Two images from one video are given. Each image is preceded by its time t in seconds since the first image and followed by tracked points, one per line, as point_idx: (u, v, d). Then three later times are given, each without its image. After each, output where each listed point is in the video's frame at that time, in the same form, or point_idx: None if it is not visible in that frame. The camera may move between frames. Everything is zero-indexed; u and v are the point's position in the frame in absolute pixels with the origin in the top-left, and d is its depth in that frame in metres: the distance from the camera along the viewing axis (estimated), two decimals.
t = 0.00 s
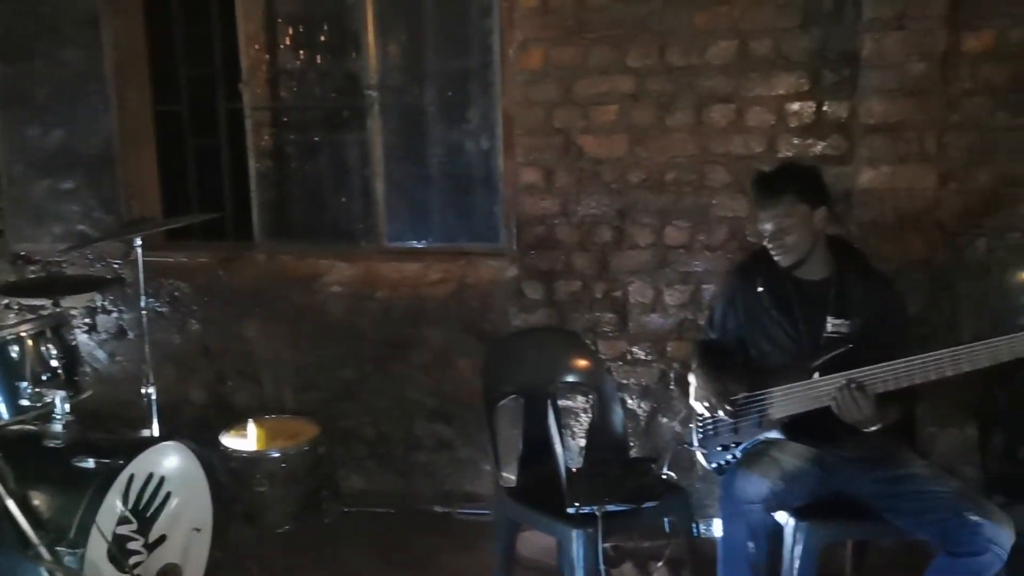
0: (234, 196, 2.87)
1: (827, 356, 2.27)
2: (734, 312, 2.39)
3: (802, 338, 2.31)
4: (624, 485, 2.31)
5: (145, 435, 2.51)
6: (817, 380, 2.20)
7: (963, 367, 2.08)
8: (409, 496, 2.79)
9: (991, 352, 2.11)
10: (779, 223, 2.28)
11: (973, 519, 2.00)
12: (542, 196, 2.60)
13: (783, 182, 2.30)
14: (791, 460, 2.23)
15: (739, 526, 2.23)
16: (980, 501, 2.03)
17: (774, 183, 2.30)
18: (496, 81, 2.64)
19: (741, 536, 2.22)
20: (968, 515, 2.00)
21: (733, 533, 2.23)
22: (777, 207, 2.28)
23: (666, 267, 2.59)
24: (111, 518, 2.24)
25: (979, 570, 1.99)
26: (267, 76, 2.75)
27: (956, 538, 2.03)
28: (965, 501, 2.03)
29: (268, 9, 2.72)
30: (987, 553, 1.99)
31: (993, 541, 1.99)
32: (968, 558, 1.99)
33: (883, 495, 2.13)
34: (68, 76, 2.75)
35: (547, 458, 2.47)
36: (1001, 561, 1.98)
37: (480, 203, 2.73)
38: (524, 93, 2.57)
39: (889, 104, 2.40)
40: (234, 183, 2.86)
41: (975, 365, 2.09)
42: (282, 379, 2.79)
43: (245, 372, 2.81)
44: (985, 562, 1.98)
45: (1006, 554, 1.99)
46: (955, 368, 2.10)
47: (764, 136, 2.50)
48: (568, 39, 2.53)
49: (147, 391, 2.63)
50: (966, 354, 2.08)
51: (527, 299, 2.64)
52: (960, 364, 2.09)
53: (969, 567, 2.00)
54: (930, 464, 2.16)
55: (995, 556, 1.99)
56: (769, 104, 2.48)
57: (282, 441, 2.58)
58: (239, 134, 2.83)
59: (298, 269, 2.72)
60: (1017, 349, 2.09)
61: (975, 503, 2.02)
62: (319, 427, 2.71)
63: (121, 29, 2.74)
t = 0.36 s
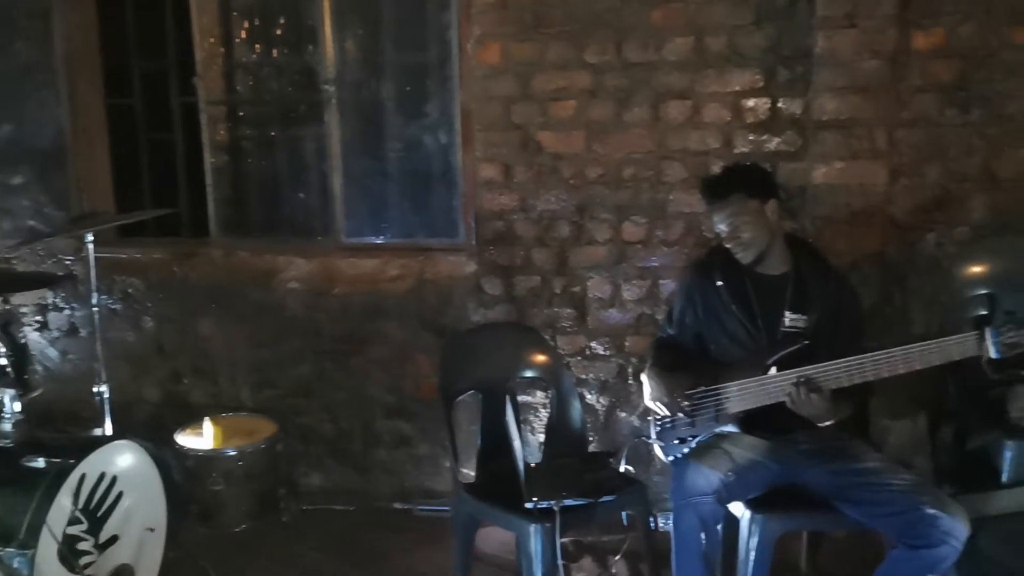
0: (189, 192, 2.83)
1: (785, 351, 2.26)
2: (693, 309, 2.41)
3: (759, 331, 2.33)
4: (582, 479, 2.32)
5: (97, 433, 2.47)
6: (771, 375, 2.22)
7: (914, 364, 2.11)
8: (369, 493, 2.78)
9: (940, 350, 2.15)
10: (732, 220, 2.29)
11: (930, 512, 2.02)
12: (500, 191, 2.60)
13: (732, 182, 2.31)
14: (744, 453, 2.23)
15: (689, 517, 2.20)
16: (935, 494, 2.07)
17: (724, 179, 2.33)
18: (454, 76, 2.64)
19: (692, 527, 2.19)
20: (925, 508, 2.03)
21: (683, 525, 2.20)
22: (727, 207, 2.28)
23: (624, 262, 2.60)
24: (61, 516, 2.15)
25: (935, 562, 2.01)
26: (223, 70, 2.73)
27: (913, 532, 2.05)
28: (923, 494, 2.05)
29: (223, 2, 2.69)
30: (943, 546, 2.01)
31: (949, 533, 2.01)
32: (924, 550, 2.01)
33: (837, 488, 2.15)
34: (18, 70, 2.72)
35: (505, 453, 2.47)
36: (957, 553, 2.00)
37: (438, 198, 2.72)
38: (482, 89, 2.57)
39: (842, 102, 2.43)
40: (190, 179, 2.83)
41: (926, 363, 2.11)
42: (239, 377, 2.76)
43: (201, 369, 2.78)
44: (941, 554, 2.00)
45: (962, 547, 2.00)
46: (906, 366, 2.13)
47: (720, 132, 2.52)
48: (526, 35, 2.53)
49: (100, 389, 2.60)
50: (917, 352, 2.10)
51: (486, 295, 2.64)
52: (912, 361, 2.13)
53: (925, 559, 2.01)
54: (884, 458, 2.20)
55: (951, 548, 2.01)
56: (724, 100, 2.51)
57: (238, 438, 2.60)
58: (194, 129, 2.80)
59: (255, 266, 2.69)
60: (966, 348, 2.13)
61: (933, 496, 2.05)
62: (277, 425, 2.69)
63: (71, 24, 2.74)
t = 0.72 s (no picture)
0: (147, 192, 2.80)
1: (745, 345, 2.31)
2: (653, 307, 2.42)
3: (717, 330, 2.35)
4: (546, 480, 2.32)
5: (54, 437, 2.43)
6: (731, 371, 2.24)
7: (867, 352, 2.12)
8: (332, 495, 2.76)
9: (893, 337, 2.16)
10: (696, 211, 2.32)
11: (877, 502, 2.06)
12: (464, 192, 2.60)
13: (696, 176, 2.36)
14: (711, 450, 2.23)
15: (660, 515, 2.21)
16: (883, 486, 2.11)
17: (684, 178, 2.38)
18: (417, 76, 2.64)
19: (662, 526, 2.20)
20: (871, 499, 2.07)
21: (653, 523, 2.21)
22: (691, 198, 2.32)
23: (587, 263, 2.61)
24: (18, 522, 2.15)
25: (882, 552, 2.06)
26: (182, 68, 2.70)
27: (859, 522, 2.09)
28: (869, 485, 2.10)
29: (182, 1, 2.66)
30: (890, 535, 2.06)
31: (894, 523, 2.05)
32: (871, 539, 2.06)
33: (794, 482, 2.18)
34: None
35: (469, 454, 2.47)
36: (903, 542, 2.05)
37: (401, 199, 2.72)
38: (445, 89, 2.57)
39: (802, 104, 2.46)
40: (149, 180, 2.79)
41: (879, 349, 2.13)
42: (200, 379, 2.74)
43: (161, 372, 2.75)
44: (889, 544, 2.05)
45: (908, 536, 2.06)
46: (861, 354, 2.15)
47: (682, 133, 2.54)
48: (489, 35, 2.53)
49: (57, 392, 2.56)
50: (869, 340, 2.12)
51: (450, 296, 2.64)
52: (868, 349, 2.13)
53: (873, 549, 2.06)
54: (837, 450, 2.23)
55: (897, 537, 2.06)
56: (686, 101, 2.53)
57: (199, 441, 2.55)
58: (153, 128, 2.76)
59: (216, 267, 2.67)
60: (918, 333, 2.14)
61: (877, 486, 2.09)
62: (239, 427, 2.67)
63: (26, 22, 2.68)
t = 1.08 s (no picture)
0: (111, 186, 2.78)
1: (712, 343, 2.30)
2: (622, 301, 2.42)
3: (686, 324, 2.35)
4: (515, 473, 2.33)
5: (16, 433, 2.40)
6: (700, 368, 2.26)
7: (836, 356, 2.17)
8: (302, 490, 2.75)
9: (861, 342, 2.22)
10: (667, 213, 2.31)
11: (851, 496, 2.09)
12: (432, 185, 2.60)
13: (662, 174, 2.34)
14: (670, 442, 2.25)
15: (616, 506, 2.20)
16: (853, 479, 2.14)
17: (652, 175, 2.35)
18: (385, 70, 2.63)
19: (619, 517, 2.19)
20: (847, 493, 2.10)
21: (611, 514, 2.20)
22: (667, 200, 2.31)
23: (556, 256, 2.61)
24: None
25: (855, 545, 2.09)
26: (147, 61, 2.67)
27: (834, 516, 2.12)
28: (842, 479, 2.12)
29: None
30: (863, 529, 2.09)
31: (869, 517, 2.09)
32: (847, 534, 2.09)
33: (760, 474, 2.21)
34: None
35: (438, 448, 2.47)
36: (876, 536, 2.09)
37: (370, 193, 2.71)
38: (413, 83, 2.56)
39: (769, 98, 2.47)
40: (112, 175, 2.78)
41: (847, 354, 2.18)
42: (166, 374, 2.72)
43: (126, 367, 2.72)
44: (862, 538, 2.08)
45: (881, 530, 2.10)
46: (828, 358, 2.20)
47: (650, 127, 2.55)
48: (457, 29, 2.53)
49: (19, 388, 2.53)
50: (840, 344, 2.17)
51: (419, 289, 2.64)
52: (836, 353, 2.18)
53: (846, 543, 2.09)
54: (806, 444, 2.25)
55: (870, 531, 2.09)
56: (653, 95, 2.54)
57: (166, 437, 2.54)
58: (118, 122, 2.74)
59: (182, 261, 2.65)
60: (884, 340, 2.20)
61: (852, 480, 2.12)
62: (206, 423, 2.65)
63: None
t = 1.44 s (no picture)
0: (81, 186, 2.76)
1: (684, 337, 2.32)
2: (597, 297, 2.43)
3: (660, 320, 2.38)
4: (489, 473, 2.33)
5: None
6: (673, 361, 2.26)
7: (804, 344, 2.18)
8: (276, 491, 2.75)
9: (829, 329, 2.21)
10: (642, 204, 2.33)
11: (811, 487, 2.11)
12: (407, 185, 2.60)
13: (640, 169, 2.37)
14: (654, 440, 2.24)
15: (604, 506, 2.19)
16: (817, 471, 2.15)
17: (628, 170, 2.39)
18: (359, 69, 2.62)
19: (606, 517, 2.18)
20: (806, 484, 2.12)
21: (598, 514, 2.19)
22: (637, 188, 2.33)
23: (531, 255, 2.62)
24: None
25: (816, 535, 2.11)
26: (118, 60, 2.66)
27: (796, 507, 2.14)
28: (802, 470, 2.14)
29: None
30: (823, 519, 2.11)
31: (828, 507, 2.10)
32: (805, 524, 2.10)
33: (733, 470, 2.22)
34: None
35: (412, 447, 2.48)
36: (836, 526, 2.10)
37: (345, 193, 2.71)
38: (387, 83, 2.56)
39: (742, 98, 2.49)
40: (82, 175, 2.76)
41: (815, 341, 2.18)
42: (139, 375, 2.70)
43: (98, 369, 2.70)
44: (821, 528, 2.10)
45: (841, 520, 2.11)
46: (797, 346, 2.20)
47: (623, 126, 2.56)
48: (432, 28, 2.53)
49: None
50: (806, 332, 2.17)
51: (394, 289, 2.64)
52: (803, 341, 2.18)
53: (808, 533, 2.11)
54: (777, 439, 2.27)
55: (831, 521, 2.11)
56: (627, 95, 2.55)
57: (139, 438, 2.55)
58: (89, 121, 2.73)
59: (155, 262, 2.63)
60: (854, 325, 2.21)
61: (812, 471, 2.14)
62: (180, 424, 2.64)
63: None
